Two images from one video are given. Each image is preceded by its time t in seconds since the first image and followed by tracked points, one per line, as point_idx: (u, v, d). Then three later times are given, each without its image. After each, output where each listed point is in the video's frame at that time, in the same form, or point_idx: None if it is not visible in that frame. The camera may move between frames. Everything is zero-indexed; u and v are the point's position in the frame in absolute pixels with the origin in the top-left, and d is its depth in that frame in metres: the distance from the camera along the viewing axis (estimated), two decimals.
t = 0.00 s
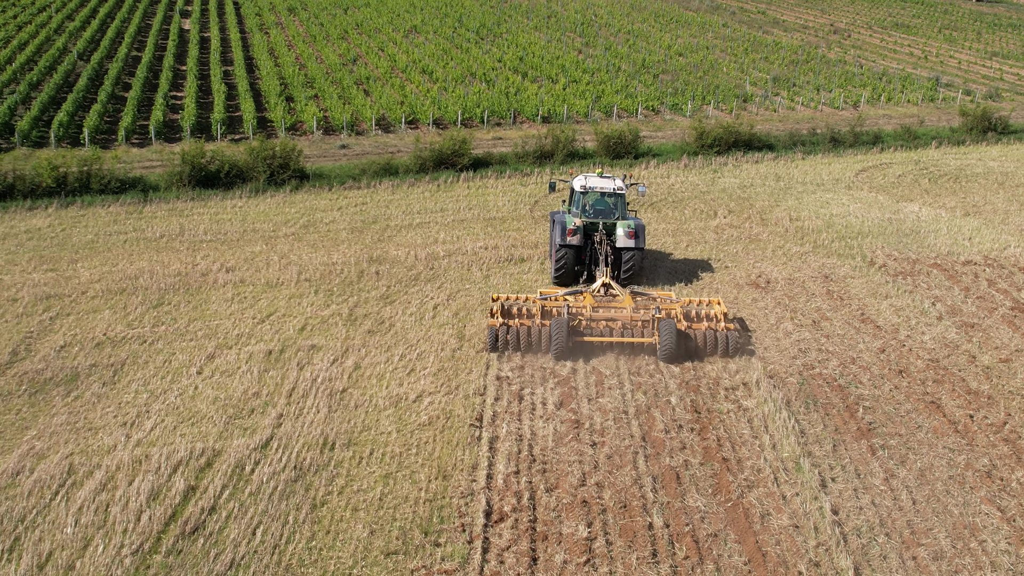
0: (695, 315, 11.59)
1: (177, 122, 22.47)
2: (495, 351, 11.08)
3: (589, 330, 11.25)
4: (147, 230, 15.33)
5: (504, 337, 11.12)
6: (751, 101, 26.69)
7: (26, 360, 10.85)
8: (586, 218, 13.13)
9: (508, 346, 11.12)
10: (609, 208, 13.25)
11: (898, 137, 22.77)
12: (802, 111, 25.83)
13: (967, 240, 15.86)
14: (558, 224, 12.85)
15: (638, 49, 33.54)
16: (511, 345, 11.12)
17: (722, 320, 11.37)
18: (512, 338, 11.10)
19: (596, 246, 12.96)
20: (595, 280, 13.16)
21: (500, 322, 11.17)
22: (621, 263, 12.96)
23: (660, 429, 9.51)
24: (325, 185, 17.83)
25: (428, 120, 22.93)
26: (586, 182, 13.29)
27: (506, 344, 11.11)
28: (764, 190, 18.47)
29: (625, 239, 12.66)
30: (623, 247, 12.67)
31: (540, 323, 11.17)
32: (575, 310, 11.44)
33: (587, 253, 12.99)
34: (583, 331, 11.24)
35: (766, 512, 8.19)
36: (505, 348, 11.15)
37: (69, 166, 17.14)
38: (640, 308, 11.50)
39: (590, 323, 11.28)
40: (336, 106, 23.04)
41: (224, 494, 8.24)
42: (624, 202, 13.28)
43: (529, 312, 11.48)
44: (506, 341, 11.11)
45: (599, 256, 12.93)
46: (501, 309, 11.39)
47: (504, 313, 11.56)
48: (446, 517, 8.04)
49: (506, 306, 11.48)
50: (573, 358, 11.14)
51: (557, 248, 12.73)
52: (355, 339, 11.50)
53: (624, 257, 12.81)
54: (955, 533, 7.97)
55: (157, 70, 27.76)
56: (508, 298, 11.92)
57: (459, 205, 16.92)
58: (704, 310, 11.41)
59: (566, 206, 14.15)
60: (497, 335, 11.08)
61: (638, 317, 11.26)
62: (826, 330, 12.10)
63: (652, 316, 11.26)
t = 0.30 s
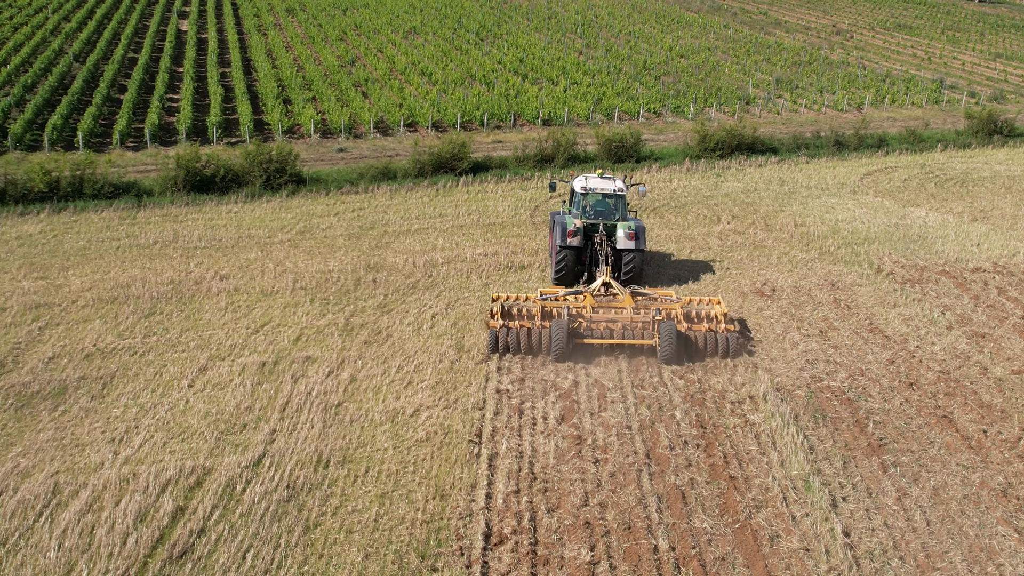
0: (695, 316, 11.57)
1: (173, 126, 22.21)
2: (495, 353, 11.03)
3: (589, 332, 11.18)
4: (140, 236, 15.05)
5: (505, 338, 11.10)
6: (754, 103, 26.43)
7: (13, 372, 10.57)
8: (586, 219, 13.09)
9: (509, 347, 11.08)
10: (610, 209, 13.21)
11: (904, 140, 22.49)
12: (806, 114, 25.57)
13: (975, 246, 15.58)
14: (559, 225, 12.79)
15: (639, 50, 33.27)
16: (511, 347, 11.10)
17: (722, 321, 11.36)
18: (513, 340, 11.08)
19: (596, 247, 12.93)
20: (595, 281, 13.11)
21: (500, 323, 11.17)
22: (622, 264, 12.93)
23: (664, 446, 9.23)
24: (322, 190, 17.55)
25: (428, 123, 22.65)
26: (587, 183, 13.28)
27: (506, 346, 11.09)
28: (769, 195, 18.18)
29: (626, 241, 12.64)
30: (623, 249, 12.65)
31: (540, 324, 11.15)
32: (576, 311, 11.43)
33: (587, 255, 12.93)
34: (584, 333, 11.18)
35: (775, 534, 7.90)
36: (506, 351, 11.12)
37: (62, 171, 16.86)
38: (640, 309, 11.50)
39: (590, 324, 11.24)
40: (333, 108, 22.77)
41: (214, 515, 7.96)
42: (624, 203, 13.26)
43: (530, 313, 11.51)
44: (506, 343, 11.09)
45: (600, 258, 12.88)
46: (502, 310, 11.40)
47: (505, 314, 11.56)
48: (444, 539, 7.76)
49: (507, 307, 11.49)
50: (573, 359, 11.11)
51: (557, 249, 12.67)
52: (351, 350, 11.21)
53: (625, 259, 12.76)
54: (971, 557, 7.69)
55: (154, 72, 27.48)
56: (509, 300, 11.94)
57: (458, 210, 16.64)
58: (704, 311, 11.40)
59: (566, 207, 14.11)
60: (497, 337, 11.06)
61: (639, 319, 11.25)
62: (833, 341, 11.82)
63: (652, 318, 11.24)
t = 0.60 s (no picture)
0: (694, 315, 11.59)
1: (169, 128, 21.94)
2: (494, 354, 11.03)
3: (589, 333, 11.31)
4: (133, 242, 14.76)
5: (505, 339, 11.09)
6: (756, 105, 26.14)
7: None
8: (585, 220, 13.13)
9: (509, 348, 11.07)
10: (609, 210, 13.28)
11: (908, 143, 22.21)
12: (809, 116, 25.30)
13: (984, 253, 15.30)
14: (557, 225, 12.81)
15: (640, 52, 32.99)
16: (511, 348, 11.08)
17: (722, 321, 11.40)
18: (513, 341, 11.05)
19: (595, 248, 12.91)
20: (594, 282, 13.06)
21: (501, 324, 11.16)
22: (620, 265, 12.91)
23: (669, 463, 8.94)
24: (319, 195, 17.28)
25: (427, 126, 22.37)
26: (584, 184, 13.40)
27: (506, 347, 11.07)
28: (773, 199, 17.90)
29: (625, 240, 12.64)
30: (622, 248, 12.65)
31: (540, 325, 11.16)
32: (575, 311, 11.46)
33: (586, 256, 12.93)
34: (583, 334, 11.29)
35: (784, 557, 7.63)
36: (506, 351, 11.11)
37: (54, 175, 16.57)
38: (640, 308, 11.56)
39: (589, 325, 11.31)
40: (331, 111, 22.48)
41: (203, 537, 7.68)
42: (622, 203, 13.37)
43: (529, 312, 11.60)
44: (506, 344, 11.07)
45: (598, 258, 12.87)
46: (502, 310, 11.40)
47: (504, 313, 11.60)
48: (442, 563, 7.49)
49: (507, 307, 11.49)
50: (574, 360, 11.12)
51: (556, 249, 12.68)
52: (347, 362, 10.93)
53: (623, 259, 12.78)
54: None
55: (150, 73, 27.20)
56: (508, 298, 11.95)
57: (458, 216, 16.36)
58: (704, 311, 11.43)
59: (565, 208, 14.16)
60: (497, 338, 11.06)
61: (638, 319, 11.34)
62: (841, 351, 11.54)
63: (652, 319, 11.36)
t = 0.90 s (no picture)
0: (694, 314, 11.55)
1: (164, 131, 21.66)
2: (494, 352, 11.10)
3: (589, 332, 11.30)
4: (126, 249, 14.48)
5: (505, 338, 11.14)
6: (759, 107, 25.87)
7: None
8: (584, 219, 13.10)
9: (508, 346, 11.13)
10: (608, 209, 13.24)
11: (914, 146, 21.93)
12: (812, 118, 25.02)
13: (993, 259, 15.01)
14: (557, 225, 12.79)
15: (641, 53, 32.70)
16: (511, 347, 11.14)
17: (722, 321, 11.35)
18: (513, 340, 11.11)
19: (595, 247, 12.89)
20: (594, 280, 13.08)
21: (501, 322, 11.18)
22: (620, 263, 12.92)
23: (674, 481, 8.66)
24: (316, 200, 16.99)
25: (426, 128, 22.09)
26: (582, 184, 13.31)
27: (506, 346, 11.14)
28: (777, 204, 17.62)
29: (625, 240, 12.64)
30: (622, 248, 12.65)
31: (540, 324, 11.18)
32: (575, 308, 11.46)
33: (586, 255, 12.92)
34: (583, 333, 11.28)
35: None
36: (506, 350, 11.19)
37: (46, 180, 16.28)
38: (640, 306, 11.48)
39: (589, 324, 11.31)
40: (329, 113, 22.20)
41: (191, 561, 7.41)
42: (621, 203, 13.29)
43: (530, 310, 11.59)
44: (506, 343, 11.13)
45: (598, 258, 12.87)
46: (502, 307, 11.40)
47: (504, 309, 11.60)
48: None
49: (507, 304, 11.48)
50: (574, 357, 11.20)
51: (556, 250, 12.67)
52: (343, 374, 10.64)
53: (623, 258, 12.79)
54: None
55: (146, 75, 26.92)
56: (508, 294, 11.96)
57: (456, 221, 16.07)
58: (705, 310, 11.37)
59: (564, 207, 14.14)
60: (497, 337, 11.11)
61: (638, 317, 11.27)
62: (849, 362, 11.26)
63: (653, 318, 11.29)
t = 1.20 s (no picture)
0: (694, 313, 11.59)
1: (160, 134, 21.38)
2: (495, 351, 11.16)
3: (590, 332, 11.35)
4: (118, 256, 14.19)
5: (505, 338, 11.20)
6: (762, 109, 25.60)
7: None
8: (584, 220, 13.16)
9: (509, 346, 11.19)
10: (607, 209, 13.24)
11: (919, 149, 21.65)
12: (816, 121, 24.75)
13: (1003, 266, 14.72)
14: (558, 226, 12.83)
15: (643, 54, 32.43)
16: (511, 347, 11.20)
17: (723, 321, 11.38)
18: (514, 340, 11.16)
19: (595, 247, 12.88)
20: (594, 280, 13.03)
21: (501, 322, 11.24)
22: (621, 263, 12.84)
23: (680, 500, 8.38)
24: (312, 205, 16.72)
25: (424, 131, 21.81)
26: (581, 184, 13.35)
27: (506, 346, 11.19)
28: (782, 209, 17.34)
29: (625, 239, 12.58)
30: (622, 247, 12.58)
31: (541, 324, 11.24)
32: (575, 308, 11.54)
33: (587, 255, 12.93)
34: (584, 333, 11.33)
35: None
36: (507, 350, 11.24)
37: (38, 185, 16.00)
38: (641, 306, 11.53)
39: (590, 323, 11.38)
40: (326, 115, 21.92)
41: None
42: (619, 201, 13.28)
43: (531, 309, 11.60)
44: (507, 343, 11.18)
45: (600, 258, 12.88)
46: (502, 307, 11.43)
47: (505, 309, 11.61)
48: None
49: (507, 303, 11.51)
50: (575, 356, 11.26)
51: (557, 250, 12.68)
52: (338, 387, 10.35)
53: (622, 257, 12.70)
54: None
55: (142, 77, 26.65)
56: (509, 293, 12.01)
57: (456, 227, 15.80)
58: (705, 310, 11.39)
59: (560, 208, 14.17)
60: (497, 337, 11.16)
61: (639, 317, 11.30)
62: (858, 374, 10.98)
63: (653, 318, 11.32)
